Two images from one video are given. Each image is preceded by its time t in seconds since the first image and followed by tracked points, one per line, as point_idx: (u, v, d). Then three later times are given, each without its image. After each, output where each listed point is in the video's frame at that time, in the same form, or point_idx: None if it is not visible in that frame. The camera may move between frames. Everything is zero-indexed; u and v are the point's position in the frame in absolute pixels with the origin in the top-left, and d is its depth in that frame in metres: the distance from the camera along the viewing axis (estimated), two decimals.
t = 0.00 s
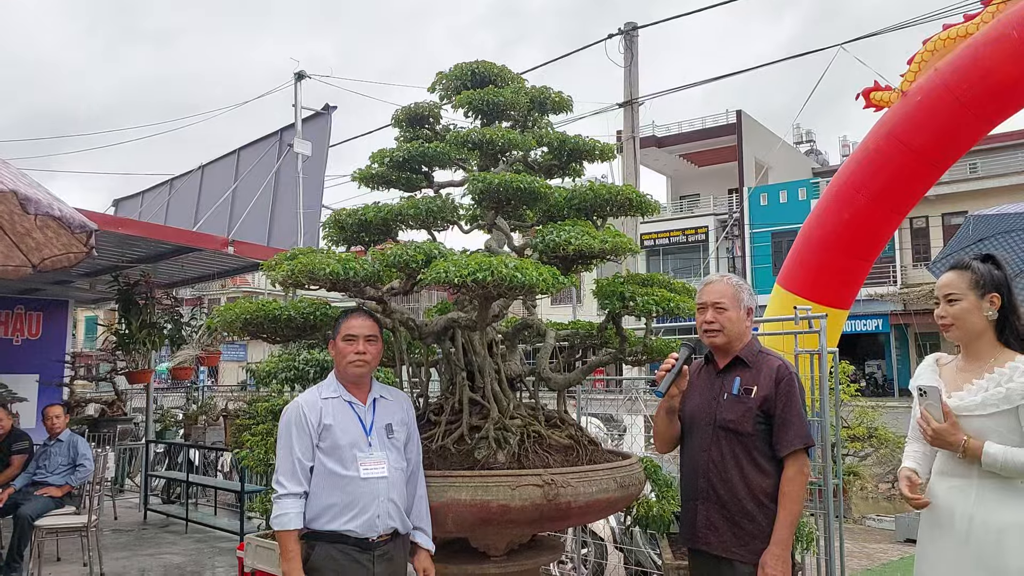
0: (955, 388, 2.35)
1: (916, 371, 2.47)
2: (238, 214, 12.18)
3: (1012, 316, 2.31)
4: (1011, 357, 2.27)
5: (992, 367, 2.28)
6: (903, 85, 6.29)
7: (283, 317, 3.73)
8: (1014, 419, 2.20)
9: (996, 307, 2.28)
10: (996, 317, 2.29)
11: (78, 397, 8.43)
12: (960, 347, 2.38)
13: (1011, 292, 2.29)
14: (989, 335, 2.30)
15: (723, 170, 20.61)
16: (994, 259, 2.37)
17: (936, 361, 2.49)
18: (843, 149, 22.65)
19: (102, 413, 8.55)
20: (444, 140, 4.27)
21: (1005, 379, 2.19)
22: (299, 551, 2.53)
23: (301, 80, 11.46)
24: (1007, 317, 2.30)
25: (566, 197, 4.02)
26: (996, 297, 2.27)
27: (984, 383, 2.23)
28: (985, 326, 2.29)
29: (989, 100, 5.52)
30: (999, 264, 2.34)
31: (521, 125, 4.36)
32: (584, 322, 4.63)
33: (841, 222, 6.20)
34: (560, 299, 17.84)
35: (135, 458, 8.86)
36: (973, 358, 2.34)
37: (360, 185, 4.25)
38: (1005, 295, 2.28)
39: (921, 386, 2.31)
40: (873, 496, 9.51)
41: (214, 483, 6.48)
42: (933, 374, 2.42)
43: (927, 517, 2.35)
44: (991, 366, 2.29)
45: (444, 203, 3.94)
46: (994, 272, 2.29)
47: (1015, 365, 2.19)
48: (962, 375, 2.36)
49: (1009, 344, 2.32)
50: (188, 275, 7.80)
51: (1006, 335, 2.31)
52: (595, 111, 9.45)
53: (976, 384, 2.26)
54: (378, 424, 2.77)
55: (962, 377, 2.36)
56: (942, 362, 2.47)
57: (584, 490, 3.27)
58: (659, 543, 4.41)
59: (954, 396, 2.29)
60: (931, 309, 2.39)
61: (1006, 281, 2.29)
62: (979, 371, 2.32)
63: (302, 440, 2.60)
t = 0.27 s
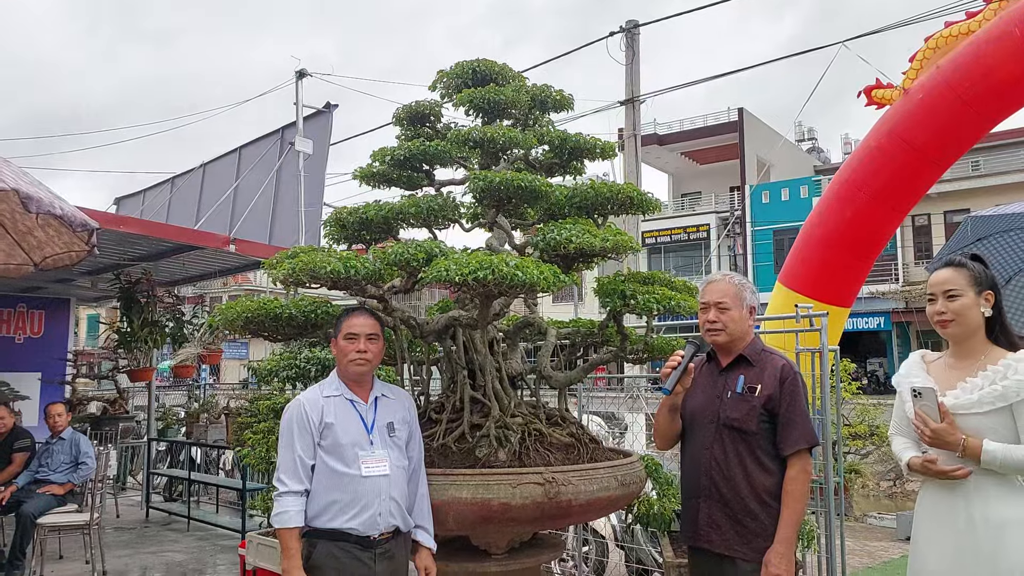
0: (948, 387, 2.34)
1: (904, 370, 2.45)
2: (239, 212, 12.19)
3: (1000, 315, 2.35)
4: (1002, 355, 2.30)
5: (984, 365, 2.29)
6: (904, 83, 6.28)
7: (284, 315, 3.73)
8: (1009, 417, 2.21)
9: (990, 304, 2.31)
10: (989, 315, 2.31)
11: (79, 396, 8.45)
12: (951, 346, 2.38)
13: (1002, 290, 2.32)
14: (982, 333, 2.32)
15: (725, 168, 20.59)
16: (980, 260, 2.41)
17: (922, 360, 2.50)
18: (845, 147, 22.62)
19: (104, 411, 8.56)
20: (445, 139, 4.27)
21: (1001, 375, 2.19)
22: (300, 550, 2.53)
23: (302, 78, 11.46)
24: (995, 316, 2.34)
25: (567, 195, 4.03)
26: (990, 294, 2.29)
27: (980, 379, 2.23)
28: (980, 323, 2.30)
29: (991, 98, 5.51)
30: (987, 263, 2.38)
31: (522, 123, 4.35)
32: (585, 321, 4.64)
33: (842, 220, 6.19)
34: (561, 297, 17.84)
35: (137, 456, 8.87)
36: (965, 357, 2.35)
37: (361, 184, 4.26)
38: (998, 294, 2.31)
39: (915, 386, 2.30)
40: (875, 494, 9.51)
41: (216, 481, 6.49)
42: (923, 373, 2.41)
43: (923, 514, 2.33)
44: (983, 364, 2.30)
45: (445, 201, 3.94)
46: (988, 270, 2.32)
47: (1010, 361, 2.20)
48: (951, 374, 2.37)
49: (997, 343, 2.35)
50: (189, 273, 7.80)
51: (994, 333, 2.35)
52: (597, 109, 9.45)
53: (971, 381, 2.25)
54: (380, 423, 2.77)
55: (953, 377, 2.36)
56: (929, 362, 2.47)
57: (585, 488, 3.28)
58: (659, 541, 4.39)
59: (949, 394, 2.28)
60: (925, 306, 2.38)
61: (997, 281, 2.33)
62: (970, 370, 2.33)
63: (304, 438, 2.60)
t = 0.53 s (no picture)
0: (947, 390, 2.33)
1: (899, 373, 2.43)
2: (241, 211, 12.20)
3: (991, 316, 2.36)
4: (997, 355, 2.29)
5: (981, 366, 2.29)
6: (906, 82, 6.27)
7: (286, 314, 3.73)
8: (1012, 415, 2.22)
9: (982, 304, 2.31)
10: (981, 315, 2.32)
11: (81, 395, 8.46)
12: (945, 348, 2.37)
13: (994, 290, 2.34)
14: (976, 333, 2.32)
15: (726, 166, 20.57)
16: (969, 261, 2.43)
17: (913, 361, 2.48)
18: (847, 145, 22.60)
19: (106, 410, 8.57)
20: (447, 137, 4.27)
21: (1003, 375, 2.19)
22: (303, 548, 2.53)
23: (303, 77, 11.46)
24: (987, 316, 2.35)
25: (568, 194, 4.02)
26: (982, 294, 2.30)
27: (984, 379, 2.22)
28: (974, 323, 2.30)
29: (992, 97, 5.50)
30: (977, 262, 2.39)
31: (524, 122, 4.35)
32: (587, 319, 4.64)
33: (844, 219, 6.19)
34: (563, 296, 17.84)
35: (139, 455, 8.89)
36: (959, 358, 2.34)
37: (362, 182, 4.26)
38: (989, 294, 2.32)
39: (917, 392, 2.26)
40: (876, 493, 9.50)
41: (218, 480, 6.50)
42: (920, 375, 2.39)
43: (925, 514, 2.33)
44: (980, 365, 2.29)
45: (447, 200, 3.93)
46: (979, 271, 2.32)
47: (1010, 360, 2.20)
48: (947, 376, 2.36)
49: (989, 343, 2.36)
50: (191, 272, 7.81)
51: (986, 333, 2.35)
52: (598, 108, 9.44)
53: (975, 381, 2.24)
54: (382, 421, 2.77)
55: (949, 379, 2.35)
56: (922, 364, 2.46)
57: (587, 487, 3.28)
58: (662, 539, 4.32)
59: (953, 395, 2.27)
60: (919, 308, 2.37)
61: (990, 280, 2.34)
62: (966, 371, 2.32)
63: (307, 436, 2.60)
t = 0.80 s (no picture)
0: (954, 386, 2.33)
1: (906, 370, 2.42)
2: (244, 210, 12.22)
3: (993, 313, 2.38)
4: (1005, 352, 2.31)
5: (990, 363, 2.29)
6: (909, 80, 6.26)
7: (288, 313, 3.73)
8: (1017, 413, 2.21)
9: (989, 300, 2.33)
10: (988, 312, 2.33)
11: (84, 393, 8.47)
12: (954, 345, 2.36)
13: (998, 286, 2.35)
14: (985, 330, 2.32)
15: (729, 165, 20.54)
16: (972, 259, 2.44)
17: (920, 359, 2.48)
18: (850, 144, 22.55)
19: (109, 409, 8.58)
20: (449, 136, 4.26)
21: (1012, 370, 2.19)
22: (305, 547, 2.53)
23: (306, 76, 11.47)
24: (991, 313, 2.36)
25: (570, 192, 4.01)
26: (991, 291, 2.31)
27: (991, 375, 2.22)
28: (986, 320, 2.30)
29: (996, 95, 5.48)
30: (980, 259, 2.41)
31: (526, 121, 4.35)
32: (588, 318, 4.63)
33: (846, 218, 6.18)
34: (565, 296, 17.84)
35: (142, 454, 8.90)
36: (967, 355, 2.34)
37: (364, 182, 4.26)
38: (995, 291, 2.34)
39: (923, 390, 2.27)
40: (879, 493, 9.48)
41: (220, 479, 6.50)
42: (928, 372, 2.39)
43: (929, 514, 2.33)
44: (988, 362, 2.30)
45: (449, 199, 3.93)
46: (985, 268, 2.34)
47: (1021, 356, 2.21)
48: (955, 373, 2.36)
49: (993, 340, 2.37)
50: (194, 271, 7.82)
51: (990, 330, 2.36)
52: (601, 107, 9.43)
53: (982, 376, 2.24)
54: (384, 419, 2.78)
55: (957, 375, 2.35)
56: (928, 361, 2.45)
57: (589, 486, 3.28)
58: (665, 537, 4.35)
59: (960, 392, 2.27)
60: (931, 306, 2.35)
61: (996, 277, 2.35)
62: (976, 367, 2.32)
63: (309, 435, 2.60)
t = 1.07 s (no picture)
0: (960, 386, 2.32)
1: (913, 368, 2.42)
2: (245, 209, 12.23)
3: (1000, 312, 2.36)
4: (1012, 351, 2.29)
5: (996, 362, 2.28)
6: (912, 78, 6.24)
7: (289, 311, 3.73)
8: None
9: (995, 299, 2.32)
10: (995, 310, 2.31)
11: (87, 392, 8.48)
12: (960, 344, 2.35)
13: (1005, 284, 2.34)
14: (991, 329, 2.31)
15: (731, 164, 20.52)
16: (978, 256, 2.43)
17: (926, 357, 2.46)
18: (852, 142, 22.51)
19: (111, 407, 8.59)
20: (450, 134, 4.26)
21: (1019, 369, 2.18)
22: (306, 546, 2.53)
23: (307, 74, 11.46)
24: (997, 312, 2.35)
25: (571, 190, 4.00)
26: (996, 290, 2.30)
27: (998, 374, 2.21)
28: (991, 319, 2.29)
29: (999, 93, 5.46)
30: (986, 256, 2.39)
31: (527, 118, 4.34)
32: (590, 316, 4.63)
33: (848, 217, 6.16)
34: (567, 294, 17.82)
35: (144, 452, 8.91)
36: (974, 354, 2.33)
37: (366, 180, 4.25)
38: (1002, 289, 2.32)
39: (927, 393, 2.31)
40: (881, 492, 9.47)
41: (222, 477, 6.50)
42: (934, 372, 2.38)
43: (931, 514, 2.32)
44: (994, 361, 2.29)
45: (450, 197, 3.93)
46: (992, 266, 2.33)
47: None
48: (960, 372, 2.35)
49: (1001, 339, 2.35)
50: (196, 269, 7.82)
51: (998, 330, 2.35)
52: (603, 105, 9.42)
53: (990, 376, 2.23)
54: (384, 419, 2.77)
55: (963, 375, 2.34)
56: (935, 360, 2.44)
57: (590, 484, 3.27)
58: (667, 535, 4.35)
59: (967, 392, 2.26)
60: (935, 305, 2.35)
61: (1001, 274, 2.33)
62: (982, 366, 2.31)
63: (309, 436, 2.59)
